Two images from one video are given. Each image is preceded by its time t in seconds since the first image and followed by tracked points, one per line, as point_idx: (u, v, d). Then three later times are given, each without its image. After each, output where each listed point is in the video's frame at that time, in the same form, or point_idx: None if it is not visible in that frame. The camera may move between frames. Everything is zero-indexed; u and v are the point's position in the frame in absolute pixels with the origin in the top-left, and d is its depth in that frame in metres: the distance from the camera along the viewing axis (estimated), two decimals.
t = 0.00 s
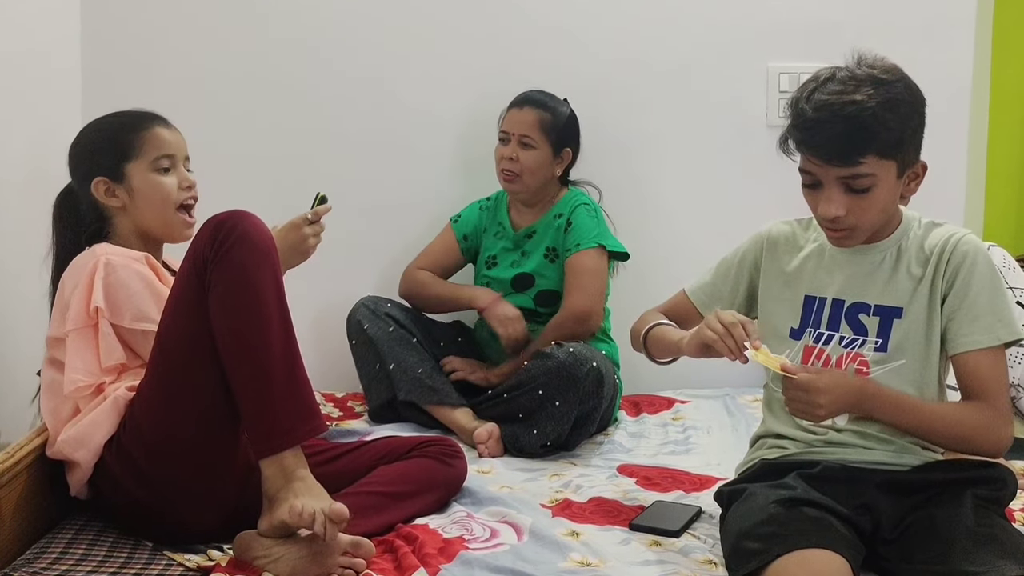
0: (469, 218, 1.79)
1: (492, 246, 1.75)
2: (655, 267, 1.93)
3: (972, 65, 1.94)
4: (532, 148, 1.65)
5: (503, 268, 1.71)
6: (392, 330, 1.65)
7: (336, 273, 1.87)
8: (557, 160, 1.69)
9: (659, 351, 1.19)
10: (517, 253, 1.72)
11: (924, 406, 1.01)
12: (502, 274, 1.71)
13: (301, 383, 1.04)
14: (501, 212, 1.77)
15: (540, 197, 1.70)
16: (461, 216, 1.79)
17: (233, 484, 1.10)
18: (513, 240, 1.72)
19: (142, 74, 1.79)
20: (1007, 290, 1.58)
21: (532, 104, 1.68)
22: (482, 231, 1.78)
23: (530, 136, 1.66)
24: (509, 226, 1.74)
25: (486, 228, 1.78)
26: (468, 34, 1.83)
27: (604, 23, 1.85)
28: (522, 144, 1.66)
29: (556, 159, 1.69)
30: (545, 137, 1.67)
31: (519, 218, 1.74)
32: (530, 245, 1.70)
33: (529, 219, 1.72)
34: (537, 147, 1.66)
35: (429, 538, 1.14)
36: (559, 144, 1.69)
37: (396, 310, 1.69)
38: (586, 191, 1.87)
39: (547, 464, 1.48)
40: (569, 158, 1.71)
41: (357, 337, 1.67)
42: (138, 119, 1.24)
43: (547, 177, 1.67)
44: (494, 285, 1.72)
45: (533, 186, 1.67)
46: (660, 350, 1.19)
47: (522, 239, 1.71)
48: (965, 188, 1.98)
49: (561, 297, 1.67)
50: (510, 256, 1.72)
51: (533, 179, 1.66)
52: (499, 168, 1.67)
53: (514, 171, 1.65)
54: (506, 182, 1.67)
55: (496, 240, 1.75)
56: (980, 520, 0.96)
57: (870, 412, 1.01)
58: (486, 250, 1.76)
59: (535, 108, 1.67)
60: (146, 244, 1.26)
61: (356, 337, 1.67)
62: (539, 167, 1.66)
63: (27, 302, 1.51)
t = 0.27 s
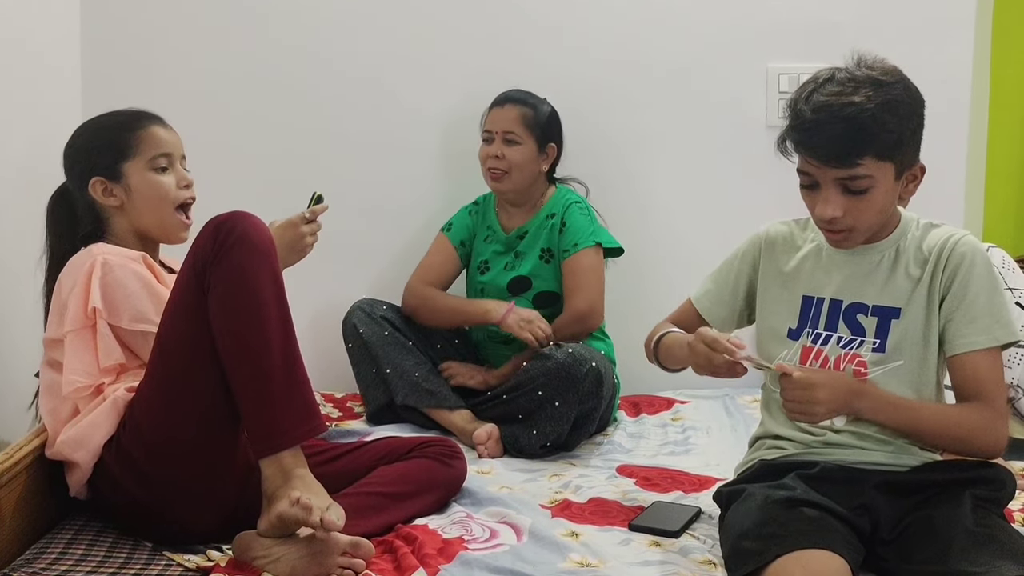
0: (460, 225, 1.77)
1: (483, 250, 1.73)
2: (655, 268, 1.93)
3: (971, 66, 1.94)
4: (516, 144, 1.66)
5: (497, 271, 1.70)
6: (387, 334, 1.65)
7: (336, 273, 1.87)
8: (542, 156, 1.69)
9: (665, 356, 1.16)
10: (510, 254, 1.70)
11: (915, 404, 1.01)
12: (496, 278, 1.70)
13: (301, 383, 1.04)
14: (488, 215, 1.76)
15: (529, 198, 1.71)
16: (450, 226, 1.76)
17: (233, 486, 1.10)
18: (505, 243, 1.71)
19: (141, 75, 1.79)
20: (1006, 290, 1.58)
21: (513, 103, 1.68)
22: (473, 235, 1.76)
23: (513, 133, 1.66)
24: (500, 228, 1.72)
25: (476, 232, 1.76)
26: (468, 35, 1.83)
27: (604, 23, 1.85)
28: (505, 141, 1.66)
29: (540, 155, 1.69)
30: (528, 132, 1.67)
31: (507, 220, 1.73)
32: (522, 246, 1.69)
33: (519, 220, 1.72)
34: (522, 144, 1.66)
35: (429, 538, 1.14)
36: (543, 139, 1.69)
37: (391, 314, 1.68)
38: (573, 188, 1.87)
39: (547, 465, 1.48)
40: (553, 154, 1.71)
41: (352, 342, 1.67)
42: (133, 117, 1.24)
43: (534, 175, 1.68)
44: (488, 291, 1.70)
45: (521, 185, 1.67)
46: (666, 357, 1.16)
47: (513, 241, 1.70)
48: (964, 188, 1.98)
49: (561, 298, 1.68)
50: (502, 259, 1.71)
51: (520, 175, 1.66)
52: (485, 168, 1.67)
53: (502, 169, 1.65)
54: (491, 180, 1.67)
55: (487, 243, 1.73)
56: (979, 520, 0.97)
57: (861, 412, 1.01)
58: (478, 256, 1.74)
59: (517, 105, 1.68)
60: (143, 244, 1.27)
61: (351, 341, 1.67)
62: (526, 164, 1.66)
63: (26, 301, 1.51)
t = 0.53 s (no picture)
0: (453, 241, 1.76)
1: (476, 259, 1.73)
2: (654, 268, 1.93)
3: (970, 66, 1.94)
4: (497, 141, 1.66)
5: (493, 278, 1.70)
6: (382, 340, 1.65)
7: (335, 273, 1.87)
8: (525, 151, 1.70)
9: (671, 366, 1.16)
10: (504, 261, 1.70)
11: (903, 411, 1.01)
12: (491, 286, 1.69)
13: (304, 383, 1.04)
14: (479, 223, 1.75)
15: (517, 198, 1.70)
16: (444, 242, 1.76)
17: (233, 487, 1.10)
18: (497, 249, 1.71)
19: (140, 75, 1.79)
20: (1004, 290, 1.58)
21: (486, 102, 1.68)
22: (465, 246, 1.76)
23: (492, 130, 1.66)
24: (491, 235, 1.72)
25: (469, 242, 1.75)
26: (467, 35, 1.83)
27: (603, 24, 1.85)
28: (486, 140, 1.66)
29: (523, 151, 1.69)
30: (508, 129, 1.67)
31: (498, 225, 1.72)
32: (515, 252, 1.69)
33: (511, 223, 1.71)
34: (503, 140, 1.66)
35: (429, 539, 1.14)
36: (524, 135, 1.69)
37: (388, 322, 1.69)
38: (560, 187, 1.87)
39: (547, 467, 1.48)
40: (536, 149, 1.72)
41: (347, 348, 1.67)
42: (134, 123, 1.24)
43: (519, 171, 1.67)
44: (484, 299, 1.70)
45: (507, 182, 1.66)
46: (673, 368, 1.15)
47: (506, 246, 1.70)
48: (963, 188, 1.97)
49: (558, 303, 1.68)
50: (496, 266, 1.71)
51: (506, 172, 1.65)
52: (470, 169, 1.67)
53: (487, 167, 1.65)
54: (479, 181, 1.67)
55: (479, 252, 1.73)
56: (981, 520, 0.96)
57: (851, 419, 1.01)
58: (472, 265, 1.74)
59: (493, 105, 1.67)
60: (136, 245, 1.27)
61: (348, 349, 1.67)
62: (509, 160, 1.65)
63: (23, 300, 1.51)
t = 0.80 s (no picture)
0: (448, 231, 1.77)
1: (474, 258, 1.73)
2: (654, 267, 1.93)
3: (970, 66, 1.94)
4: (496, 142, 1.66)
5: (491, 278, 1.70)
6: (381, 340, 1.65)
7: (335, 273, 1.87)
8: (524, 152, 1.69)
9: (664, 366, 1.15)
10: (502, 261, 1.70)
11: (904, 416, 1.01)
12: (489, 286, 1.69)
13: (303, 383, 1.04)
14: (477, 222, 1.75)
15: (515, 197, 1.70)
16: (437, 233, 1.77)
17: (232, 487, 1.10)
18: (495, 249, 1.71)
19: (139, 76, 1.79)
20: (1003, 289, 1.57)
21: (486, 103, 1.68)
22: (462, 242, 1.76)
23: (491, 131, 1.66)
24: (489, 234, 1.72)
25: (465, 238, 1.77)
26: (466, 35, 1.83)
27: (602, 23, 1.85)
28: (485, 140, 1.66)
29: (523, 151, 1.69)
30: (507, 129, 1.67)
31: (496, 224, 1.72)
32: (513, 252, 1.69)
33: (508, 225, 1.71)
34: (502, 140, 1.66)
35: (428, 539, 1.14)
36: (523, 136, 1.69)
37: (387, 320, 1.68)
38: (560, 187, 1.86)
39: (546, 466, 1.48)
40: (535, 150, 1.72)
41: (347, 349, 1.67)
42: (137, 123, 1.24)
43: (517, 172, 1.67)
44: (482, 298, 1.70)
45: (505, 182, 1.66)
46: (668, 367, 1.15)
47: (504, 246, 1.70)
48: (962, 187, 1.97)
49: (556, 303, 1.68)
50: (494, 266, 1.71)
51: (503, 176, 1.66)
52: (469, 169, 1.67)
53: (485, 168, 1.65)
54: (477, 181, 1.67)
55: (477, 251, 1.73)
56: (979, 519, 0.96)
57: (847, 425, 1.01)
58: (468, 263, 1.74)
59: (493, 105, 1.67)
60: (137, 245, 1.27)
61: (347, 348, 1.67)
62: (507, 160, 1.65)
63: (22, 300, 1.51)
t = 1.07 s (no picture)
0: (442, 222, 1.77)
1: (468, 256, 1.73)
2: (651, 265, 1.93)
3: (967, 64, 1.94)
4: (492, 139, 1.65)
5: (486, 277, 1.69)
6: (379, 335, 1.64)
7: (332, 271, 1.86)
8: (520, 150, 1.68)
9: (665, 368, 1.15)
10: (497, 259, 1.70)
11: (898, 416, 1.01)
12: (486, 284, 1.69)
13: (300, 382, 1.04)
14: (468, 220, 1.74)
15: (511, 195, 1.68)
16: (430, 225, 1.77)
17: (228, 487, 1.10)
18: (489, 247, 1.71)
19: (134, 75, 1.78)
20: (1000, 287, 1.57)
21: (483, 100, 1.68)
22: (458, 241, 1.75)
23: (488, 127, 1.65)
24: (484, 231, 1.71)
25: (457, 235, 1.75)
26: (463, 33, 1.82)
27: (598, 21, 1.85)
28: (480, 137, 1.65)
29: (518, 149, 1.68)
30: (503, 127, 1.66)
31: (492, 221, 1.71)
32: (508, 250, 1.68)
33: (505, 222, 1.70)
34: (498, 139, 1.65)
35: (425, 537, 1.13)
36: (520, 134, 1.68)
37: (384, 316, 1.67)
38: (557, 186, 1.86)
39: (543, 464, 1.48)
40: (532, 149, 1.71)
41: (346, 342, 1.67)
42: (135, 121, 1.23)
43: (513, 170, 1.66)
44: (479, 294, 1.70)
45: (499, 179, 1.65)
46: (668, 369, 1.15)
47: (499, 245, 1.70)
48: (959, 186, 1.97)
49: (551, 301, 1.67)
50: (489, 264, 1.70)
51: (500, 170, 1.65)
52: (463, 166, 1.67)
53: (479, 165, 1.64)
54: (472, 178, 1.66)
55: (471, 249, 1.73)
56: (977, 517, 0.96)
57: (841, 423, 1.01)
58: (463, 260, 1.74)
59: (490, 102, 1.67)
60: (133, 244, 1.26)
61: (345, 342, 1.67)
62: (502, 157, 1.65)
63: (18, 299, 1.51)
